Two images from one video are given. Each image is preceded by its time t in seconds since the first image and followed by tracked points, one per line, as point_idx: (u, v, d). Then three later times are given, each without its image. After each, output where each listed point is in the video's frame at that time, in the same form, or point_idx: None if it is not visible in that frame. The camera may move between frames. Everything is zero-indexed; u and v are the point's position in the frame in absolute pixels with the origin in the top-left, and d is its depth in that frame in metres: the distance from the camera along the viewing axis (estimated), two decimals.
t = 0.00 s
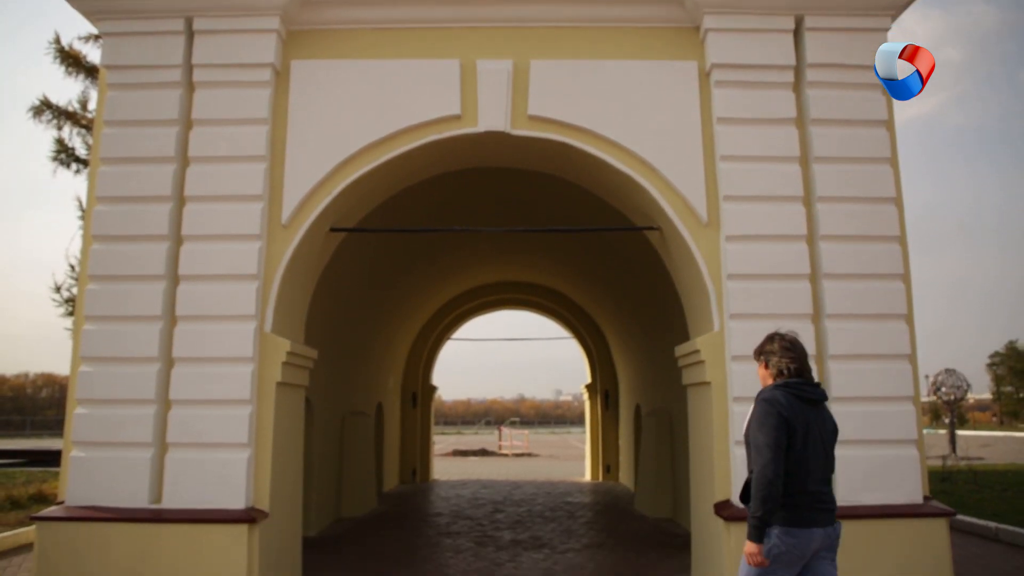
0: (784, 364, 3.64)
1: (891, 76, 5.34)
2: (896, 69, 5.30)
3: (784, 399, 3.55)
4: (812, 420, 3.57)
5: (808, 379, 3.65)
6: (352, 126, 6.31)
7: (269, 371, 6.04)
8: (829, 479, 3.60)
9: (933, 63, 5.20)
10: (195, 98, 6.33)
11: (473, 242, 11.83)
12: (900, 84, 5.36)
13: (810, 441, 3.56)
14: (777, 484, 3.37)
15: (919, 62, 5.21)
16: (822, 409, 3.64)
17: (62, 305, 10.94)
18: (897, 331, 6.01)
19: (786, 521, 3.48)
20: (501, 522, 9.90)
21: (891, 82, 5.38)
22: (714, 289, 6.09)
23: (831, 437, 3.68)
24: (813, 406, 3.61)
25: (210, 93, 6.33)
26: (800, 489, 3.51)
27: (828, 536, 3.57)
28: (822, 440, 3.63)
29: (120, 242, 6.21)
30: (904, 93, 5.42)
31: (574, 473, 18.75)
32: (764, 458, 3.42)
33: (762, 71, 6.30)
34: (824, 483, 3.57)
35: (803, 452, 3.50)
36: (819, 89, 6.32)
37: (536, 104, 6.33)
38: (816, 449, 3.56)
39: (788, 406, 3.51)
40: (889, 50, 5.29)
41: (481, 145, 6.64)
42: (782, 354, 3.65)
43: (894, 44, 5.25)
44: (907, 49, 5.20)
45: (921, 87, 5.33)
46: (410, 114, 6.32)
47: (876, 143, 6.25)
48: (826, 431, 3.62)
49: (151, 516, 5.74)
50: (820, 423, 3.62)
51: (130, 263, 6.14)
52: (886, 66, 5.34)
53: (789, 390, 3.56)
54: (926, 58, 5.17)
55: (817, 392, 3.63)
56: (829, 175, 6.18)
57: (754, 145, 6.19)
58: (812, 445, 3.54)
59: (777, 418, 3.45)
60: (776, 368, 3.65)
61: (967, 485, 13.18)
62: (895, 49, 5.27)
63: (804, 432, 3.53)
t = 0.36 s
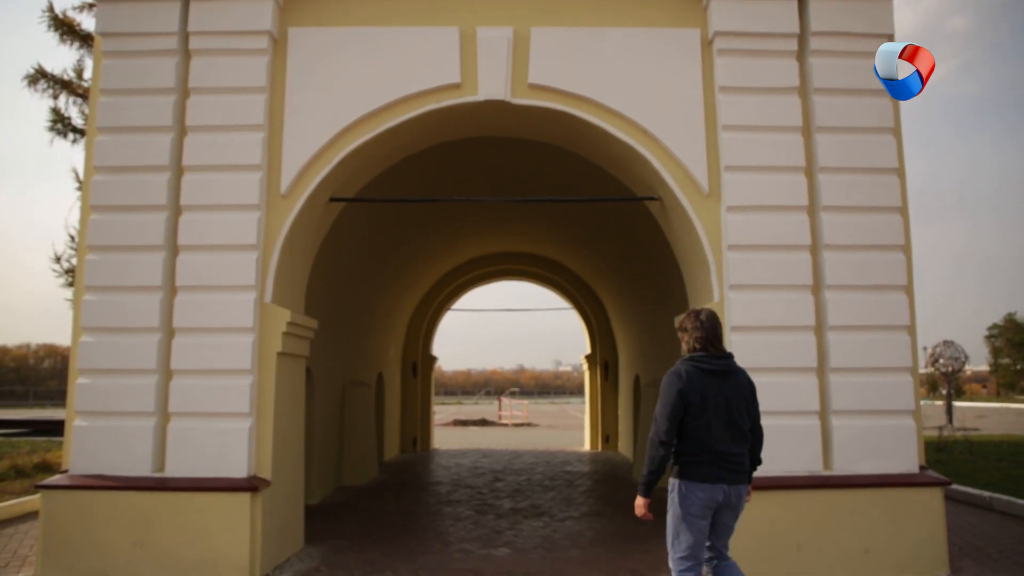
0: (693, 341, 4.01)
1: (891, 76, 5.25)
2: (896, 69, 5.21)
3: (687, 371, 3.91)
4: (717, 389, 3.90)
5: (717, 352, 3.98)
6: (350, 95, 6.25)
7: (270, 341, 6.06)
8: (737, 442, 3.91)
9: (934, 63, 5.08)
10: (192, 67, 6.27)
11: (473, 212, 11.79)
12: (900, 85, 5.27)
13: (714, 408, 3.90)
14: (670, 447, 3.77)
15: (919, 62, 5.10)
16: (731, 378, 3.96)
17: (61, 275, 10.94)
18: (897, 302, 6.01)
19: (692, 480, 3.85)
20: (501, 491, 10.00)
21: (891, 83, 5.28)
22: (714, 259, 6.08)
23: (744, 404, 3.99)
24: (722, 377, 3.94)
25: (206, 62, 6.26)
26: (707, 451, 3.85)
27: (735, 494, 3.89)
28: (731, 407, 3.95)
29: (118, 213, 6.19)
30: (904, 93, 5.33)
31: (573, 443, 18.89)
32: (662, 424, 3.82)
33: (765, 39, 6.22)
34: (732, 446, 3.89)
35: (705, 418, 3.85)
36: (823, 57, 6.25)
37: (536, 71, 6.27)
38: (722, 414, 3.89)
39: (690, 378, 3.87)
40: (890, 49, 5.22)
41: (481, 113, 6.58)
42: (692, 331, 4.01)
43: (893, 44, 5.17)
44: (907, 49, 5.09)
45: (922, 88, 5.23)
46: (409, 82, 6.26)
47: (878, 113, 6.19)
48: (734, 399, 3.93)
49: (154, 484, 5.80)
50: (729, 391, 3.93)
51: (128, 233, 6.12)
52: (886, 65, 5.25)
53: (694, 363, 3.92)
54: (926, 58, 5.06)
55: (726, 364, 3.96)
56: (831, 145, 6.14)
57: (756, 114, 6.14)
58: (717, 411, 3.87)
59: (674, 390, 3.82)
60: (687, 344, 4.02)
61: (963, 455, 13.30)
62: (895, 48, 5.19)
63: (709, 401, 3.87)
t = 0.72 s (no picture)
0: (645, 324, 4.33)
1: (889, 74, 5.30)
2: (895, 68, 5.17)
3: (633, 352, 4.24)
4: (661, 369, 4.19)
5: (665, 335, 4.28)
6: (349, 68, 6.19)
7: (270, 316, 6.06)
8: (678, 419, 4.17)
9: (935, 63, 5.00)
10: (188, 39, 6.20)
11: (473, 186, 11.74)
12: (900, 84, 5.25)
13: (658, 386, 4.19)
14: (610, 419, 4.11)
15: (919, 62, 5.02)
16: (677, 359, 4.24)
17: (59, 251, 10.92)
18: (897, 278, 6.00)
19: (632, 452, 4.12)
20: (501, 465, 10.07)
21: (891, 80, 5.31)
22: (714, 234, 6.07)
23: (691, 384, 4.25)
24: (668, 358, 4.23)
25: (203, 34, 6.19)
26: (648, 425, 4.13)
27: (677, 466, 4.17)
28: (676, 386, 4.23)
29: (116, 187, 6.16)
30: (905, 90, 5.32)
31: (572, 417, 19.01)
32: (605, 398, 4.17)
33: (769, 11, 6.14)
34: (674, 421, 4.17)
35: (646, 395, 4.15)
36: (827, 30, 6.18)
37: (536, 44, 6.20)
38: (664, 392, 4.17)
39: (632, 358, 4.20)
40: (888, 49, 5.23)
41: (480, 87, 6.53)
42: (645, 315, 4.34)
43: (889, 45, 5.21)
44: (907, 50, 5.01)
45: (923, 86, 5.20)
46: (408, 55, 6.19)
47: (881, 88, 6.14)
48: (679, 379, 4.21)
49: (157, 458, 5.83)
50: (674, 371, 4.22)
51: (126, 208, 6.10)
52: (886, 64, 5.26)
53: (640, 344, 4.23)
54: (926, 59, 4.98)
55: (672, 346, 4.24)
56: (834, 119, 6.09)
57: (759, 88, 6.08)
58: (659, 388, 4.16)
59: (616, 368, 4.18)
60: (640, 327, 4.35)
61: (959, 431, 13.38)
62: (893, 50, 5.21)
63: (651, 379, 4.17)
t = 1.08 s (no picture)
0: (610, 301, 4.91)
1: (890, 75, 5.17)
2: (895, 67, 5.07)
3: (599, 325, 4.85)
4: (623, 342, 4.81)
5: (627, 311, 4.89)
6: (348, 48, 6.15)
7: (269, 298, 6.06)
8: (637, 385, 4.81)
9: (934, 62, 4.92)
10: (186, 19, 6.15)
11: (472, 168, 11.72)
12: (900, 84, 5.14)
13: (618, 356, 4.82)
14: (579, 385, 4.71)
15: (919, 61, 4.92)
16: (637, 333, 4.85)
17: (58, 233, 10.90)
18: (897, 261, 6.00)
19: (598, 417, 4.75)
20: (501, 446, 10.12)
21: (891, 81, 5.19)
22: (714, 215, 6.06)
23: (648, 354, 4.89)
24: (630, 331, 4.84)
25: (200, 14, 6.14)
26: (612, 392, 4.75)
27: (634, 428, 4.79)
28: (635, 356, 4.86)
29: (115, 168, 6.14)
30: (905, 92, 5.22)
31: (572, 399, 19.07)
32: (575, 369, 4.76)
33: None
34: (632, 388, 4.79)
35: (609, 364, 4.76)
36: (830, 11, 6.12)
37: (536, 23, 6.16)
38: (625, 362, 4.79)
39: (599, 333, 4.80)
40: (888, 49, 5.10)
41: (480, 67, 6.49)
42: (610, 293, 4.91)
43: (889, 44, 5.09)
44: (908, 49, 4.91)
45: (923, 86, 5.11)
46: (407, 35, 6.15)
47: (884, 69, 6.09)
48: (638, 350, 4.83)
49: (158, 439, 5.86)
50: (634, 343, 4.85)
51: (125, 189, 6.08)
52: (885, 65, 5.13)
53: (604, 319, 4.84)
54: (926, 58, 4.89)
55: (633, 321, 4.85)
56: (836, 100, 6.06)
57: (761, 69, 6.04)
58: (620, 358, 4.78)
59: (585, 341, 4.77)
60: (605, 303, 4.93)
61: (957, 413, 13.44)
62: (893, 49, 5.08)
63: (613, 351, 4.79)
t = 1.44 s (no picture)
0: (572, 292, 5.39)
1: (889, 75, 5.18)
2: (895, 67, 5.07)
3: (562, 314, 5.33)
4: (583, 329, 5.29)
5: (586, 300, 5.36)
6: (346, 28, 6.10)
7: (270, 279, 6.06)
8: (598, 368, 5.28)
9: (934, 62, 4.91)
10: None
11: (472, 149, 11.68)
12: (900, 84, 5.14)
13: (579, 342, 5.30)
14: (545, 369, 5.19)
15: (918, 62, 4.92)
16: (596, 320, 5.32)
17: (57, 215, 10.88)
18: (898, 243, 5.99)
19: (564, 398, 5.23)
20: (501, 427, 10.16)
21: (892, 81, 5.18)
22: (715, 197, 6.04)
23: (608, 340, 5.35)
24: (589, 319, 5.32)
25: None
26: (576, 375, 5.23)
27: (596, 406, 5.26)
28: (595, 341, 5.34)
29: (114, 150, 6.12)
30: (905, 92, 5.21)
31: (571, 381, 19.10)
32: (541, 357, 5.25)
33: None
34: (593, 370, 5.27)
35: (571, 349, 5.24)
36: None
37: (537, 3, 6.11)
38: (585, 348, 5.26)
39: (560, 322, 5.28)
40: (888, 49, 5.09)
41: (480, 47, 6.44)
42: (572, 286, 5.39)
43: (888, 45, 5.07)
44: (907, 50, 4.90)
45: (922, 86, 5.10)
46: (407, 15, 6.10)
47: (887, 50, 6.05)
48: (597, 335, 5.30)
49: (159, 421, 5.87)
50: (593, 329, 5.32)
51: (124, 171, 6.06)
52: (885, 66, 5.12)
53: (566, 308, 5.31)
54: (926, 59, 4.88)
55: (591, 309, 5.33)
56: (838, 81, 6.02)
57: (762, 50, 6.00)
58: (581, 344, 5.26)
59: (548, 330, 5.25)
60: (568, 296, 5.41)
61: (955, 395, 13.50)
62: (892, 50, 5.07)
63: (575, 338, 5.26)
